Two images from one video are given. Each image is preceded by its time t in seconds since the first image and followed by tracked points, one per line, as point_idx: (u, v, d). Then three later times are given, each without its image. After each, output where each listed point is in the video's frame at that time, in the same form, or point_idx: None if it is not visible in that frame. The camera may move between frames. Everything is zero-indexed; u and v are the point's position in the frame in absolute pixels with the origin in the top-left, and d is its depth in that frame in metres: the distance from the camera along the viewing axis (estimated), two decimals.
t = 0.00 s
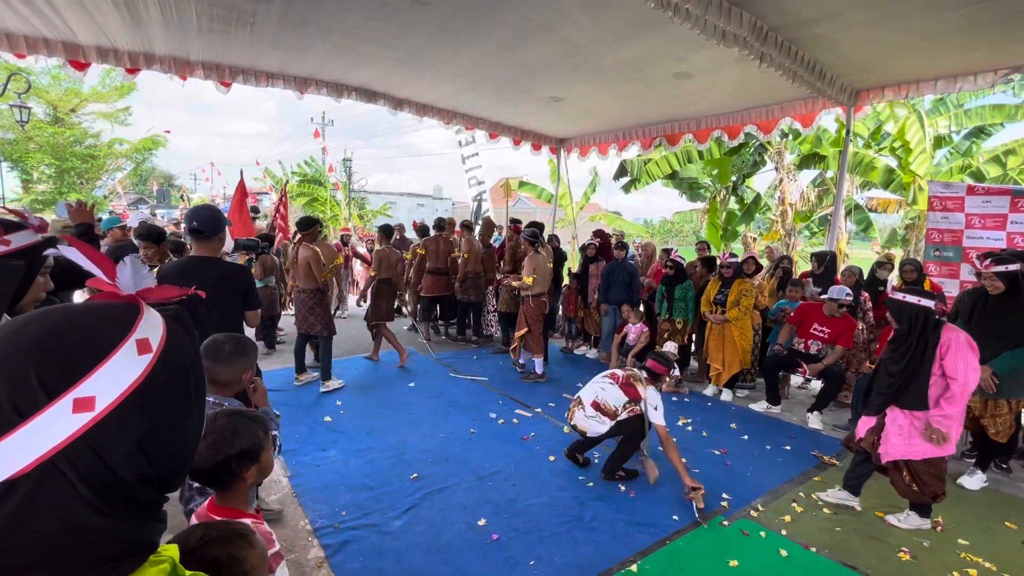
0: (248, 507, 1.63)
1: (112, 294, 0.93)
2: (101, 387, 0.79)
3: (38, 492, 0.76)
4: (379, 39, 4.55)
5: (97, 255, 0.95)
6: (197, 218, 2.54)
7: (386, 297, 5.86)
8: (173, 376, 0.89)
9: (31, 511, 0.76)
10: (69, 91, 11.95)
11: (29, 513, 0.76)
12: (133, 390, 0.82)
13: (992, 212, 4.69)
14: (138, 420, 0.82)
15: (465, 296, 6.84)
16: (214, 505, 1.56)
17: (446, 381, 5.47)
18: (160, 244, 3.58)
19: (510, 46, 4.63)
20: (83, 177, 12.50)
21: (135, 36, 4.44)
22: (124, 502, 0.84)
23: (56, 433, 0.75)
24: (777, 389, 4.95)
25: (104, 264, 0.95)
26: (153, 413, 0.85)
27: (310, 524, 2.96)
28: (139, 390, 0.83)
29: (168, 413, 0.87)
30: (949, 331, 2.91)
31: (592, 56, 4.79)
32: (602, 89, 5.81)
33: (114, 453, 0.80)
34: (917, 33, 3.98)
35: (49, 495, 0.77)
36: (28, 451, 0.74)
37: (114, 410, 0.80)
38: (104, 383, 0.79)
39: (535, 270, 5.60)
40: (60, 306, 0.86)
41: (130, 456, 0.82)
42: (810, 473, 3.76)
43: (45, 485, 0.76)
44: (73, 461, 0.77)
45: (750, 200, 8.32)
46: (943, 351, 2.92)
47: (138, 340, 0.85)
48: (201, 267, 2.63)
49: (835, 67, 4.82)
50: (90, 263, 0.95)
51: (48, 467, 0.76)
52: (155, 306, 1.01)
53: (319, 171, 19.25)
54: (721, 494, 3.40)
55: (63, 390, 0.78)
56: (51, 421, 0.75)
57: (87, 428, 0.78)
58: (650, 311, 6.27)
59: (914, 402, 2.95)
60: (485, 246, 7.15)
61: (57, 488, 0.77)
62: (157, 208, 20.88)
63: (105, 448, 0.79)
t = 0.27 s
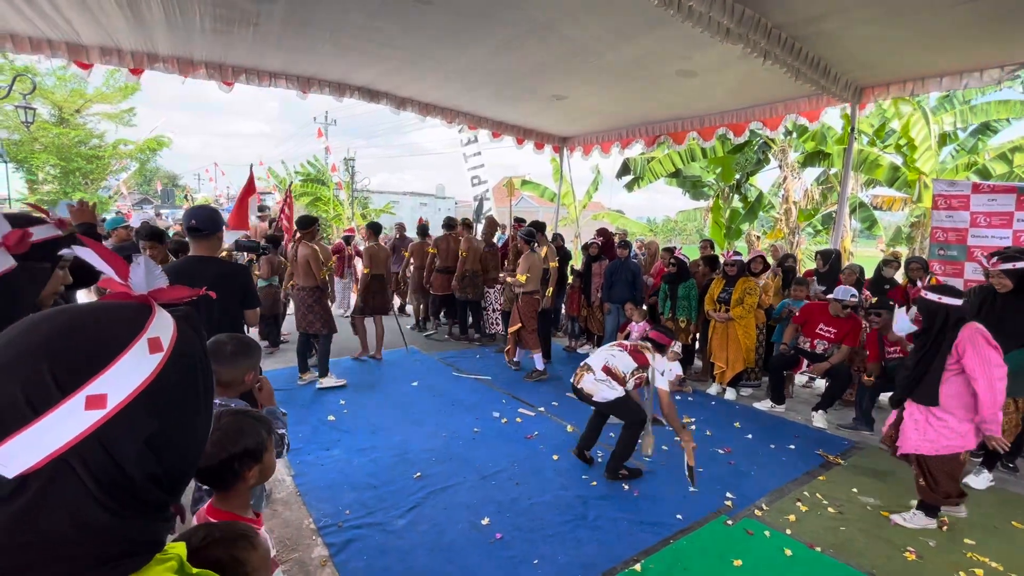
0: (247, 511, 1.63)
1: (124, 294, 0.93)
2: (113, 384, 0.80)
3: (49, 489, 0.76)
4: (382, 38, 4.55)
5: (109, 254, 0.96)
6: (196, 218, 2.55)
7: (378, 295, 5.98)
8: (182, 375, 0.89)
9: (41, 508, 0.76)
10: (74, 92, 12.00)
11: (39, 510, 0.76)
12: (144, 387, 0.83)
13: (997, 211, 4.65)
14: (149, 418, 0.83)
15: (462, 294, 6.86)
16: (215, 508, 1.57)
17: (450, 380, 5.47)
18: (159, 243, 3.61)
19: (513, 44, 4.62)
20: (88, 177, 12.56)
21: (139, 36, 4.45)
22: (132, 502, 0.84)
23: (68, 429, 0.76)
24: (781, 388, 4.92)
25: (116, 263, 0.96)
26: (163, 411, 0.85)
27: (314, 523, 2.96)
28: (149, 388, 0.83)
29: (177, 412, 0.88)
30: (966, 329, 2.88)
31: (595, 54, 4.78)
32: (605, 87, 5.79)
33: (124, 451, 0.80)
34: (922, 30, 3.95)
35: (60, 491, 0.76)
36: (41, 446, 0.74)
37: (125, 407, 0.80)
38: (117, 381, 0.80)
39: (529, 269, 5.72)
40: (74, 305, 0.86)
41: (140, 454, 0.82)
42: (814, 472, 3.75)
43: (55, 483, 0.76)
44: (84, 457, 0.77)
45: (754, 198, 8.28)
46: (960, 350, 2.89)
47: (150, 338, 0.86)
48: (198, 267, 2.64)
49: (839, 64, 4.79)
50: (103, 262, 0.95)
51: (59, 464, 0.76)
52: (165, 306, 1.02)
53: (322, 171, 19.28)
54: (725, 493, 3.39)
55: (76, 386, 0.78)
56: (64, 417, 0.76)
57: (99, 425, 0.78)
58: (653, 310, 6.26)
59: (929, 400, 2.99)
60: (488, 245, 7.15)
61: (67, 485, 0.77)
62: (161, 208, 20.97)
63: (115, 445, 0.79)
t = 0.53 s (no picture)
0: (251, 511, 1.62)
1: (125, 291, 0.94)
2: (120, 378, 0.80)
3: (59, 483, 0.76)
4: (385, 37, 4.55)
5: (111, 252, 0.96)
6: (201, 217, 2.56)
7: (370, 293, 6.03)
8: (188, 369, 0.90)
9: (53, 502, 0.76)
10: (79, 93, 12.06)
11: (52, 504, 0.76)
12: (152, 380, 0.83)
13: (1005, 208, 4.63)
14: (157, 411, 0.83)
15: (463, 293, 6.90)
16: (217, 507, 1.53)
17: (453, 379, 5.47)
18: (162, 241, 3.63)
19: (516, 43, 4.61)
20: (94, 177, 12.62)
21: (143, 37, 4.47)
22: (143, 495, 0.84)
23: (78, 423, 0.76)
24: (786, 387, 4.90)
25: (118, 259, 0.96)
26: (170, 403, 0.85)
27: (318, 521, 2.97)
28: (157, 381, 0.84)
29: (185, 405, 0.88)
30: (983, 330, 2.83)
31: (598, 53, 4.76)
32: (608, 85, 5.76)
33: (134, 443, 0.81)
34: (928, 26, 3.91)
35: (71, 485, 0.77)
36: (51, 440, 0.75)
37: (134, 400, 0.81)
38: (125, 374, 0.80)
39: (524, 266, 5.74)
40: (76, 302, 0.86)
41: (151, 446, 0.83)
42: (818, 471, 3.73)
43: (66, 475, 0.77)
44: (94, 450, 0.78)
45: (758, 196, 8.24)
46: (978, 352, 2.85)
47: (155, 332, 0.86)
48: (205, 265, 2.64)
49: (844, 61, 4.75)
50: (105, 258, 0.95)
51: (70, 458, 0.76)
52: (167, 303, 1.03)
53: (326, 170, 19.31)
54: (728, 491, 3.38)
55: (84, 380, 0.78)
56: (74, 410, 0.76)
57: (107, 418, 0.78)
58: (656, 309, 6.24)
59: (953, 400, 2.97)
60: (490, 243, 7.14)
61: (77, 479, 0.77)
62: (166, 208, 21.07)
63: (125, 438, 0.80)
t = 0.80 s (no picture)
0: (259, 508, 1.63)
1: (136, 287, 0.94)
2: (141, 371, 0.80)
3: (82, 477, 0.77)
4: (389, 37, 4.55)
5: (124, 248, 0.97)
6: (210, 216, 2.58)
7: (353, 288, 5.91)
8: (204, 363, 0.90)
9: (77, 496, 0.76)
10: (85, 94, 12.14)
11: (76, 498, 0.77)
12: (171, 374, 0.84)
13: (1012, 206, 4.57)
14: (176, 405, 0.84)
15: (467, 291, 6.90)
16: (225, 505, 1.54)
17: (457, 377, 5.48)
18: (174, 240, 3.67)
19: (519, 41, 4.60)
20: (101, 177, 12.70)
21: (148, 37, 4.49)
22: (162, 489, 0.85)
23: (100, 417, 0.76)
24: (792, 386, 4.88)
25: (131, 256, 0.97)
26: (189, 397, 0.86)
27: (324, 519, 2.98)
28: (176, 374, 0.84)
29: (202, 399, 0.89)
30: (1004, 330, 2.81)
31: (602, 50, 4.75)
32: (612, 83, 5.74)
33: (155, 436, 0.81)
34: (936, 22, 3.88)
35: (93, 479, 0.77)
36: (75, 434, 0.75)
37: (155, 393, 0.81)
38: (146, 368, 0.81)
39: (526, 264, 5.87)
40: (91, 298, 0.86)
41: (171, 439, 0.83)
42: (824, 470, 3.71)
43: (89, 469, 0.77)
44: (116, 444, 0.78)
45: (763, 194, 8.20)
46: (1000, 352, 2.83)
47: (171, 328, 0.87)
48: (213, 263, 2.65)
49: (850, 58, 4.72)
50: (118, 255, 0.96)
51: (92, 451, 0.76)
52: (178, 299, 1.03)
53: (330, 170, 19.35)
54: (734, 490, 3.37)
55: (105, 374, 0.79)
56: (97, 404, 0.76)
57: (130, 412, 0.79)
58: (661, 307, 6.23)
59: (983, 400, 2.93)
60: (494, 242, 7.14)
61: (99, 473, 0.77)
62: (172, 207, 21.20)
63: (148, 431, 0.80)
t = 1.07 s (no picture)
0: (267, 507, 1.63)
1: (156, 285, 0.93)
2: (170, 370, 0.81)
3: (113, 475, 0.77)
4: (395, 36, 4.56)
5: (145, 245, 0.96)
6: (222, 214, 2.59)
7: (355, 285, 5.87)
8: (228, 361, 0.91)
9: (108, 494, 0.77)
10: (93, 94, 12.23)
11: (106, 497, 0.77)
12: (198, 372, 0.84)
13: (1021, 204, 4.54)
14: (204, 402, 0.84)
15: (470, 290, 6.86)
16: (232, 503, 1.53)
17: (463, 377, 5.49)
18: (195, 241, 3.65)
19: (524, 40, 4.60)
20: (108, 178, 12.79)
21: (155, 37, 4.52)
22: (189, 486, 0.85)
23: (131, 415, 0.77)
24: (799, 386, 4.86)
25: (153, 254, 0.96)
26: (215, 395, 0.86)
27: (330, 517, 2.99)
28: (203, 372, 0.85)
29: (227, 397, 0.89)
30: None
31: (607, 49, 4.74)
32: (617, 82, 5.73)
33: (183, 434, 0.81)
34: (946, 18, 3.84)
35: (124, 477, 0.77)
36: (105, 434, 0.75)
37: (183, 391, 0.81)
38: (175, 366, 0.82)
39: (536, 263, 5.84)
40: (116, 296, 0.86)
41: (198, 437, 0.83)
42: (832, 470, 3.69)
43: (120, 467, 0.77)
44: (146, 442, 0.78)
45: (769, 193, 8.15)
46: None
47: (197, 326, 0.87)
48: (225, 262, 2.66)
49: (858, 55, 4.68)
50: (141, 253, 0.96)
51: (123, 450, 0.77)
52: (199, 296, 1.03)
53: (335, 169, 19.40)
54: (741, 490, 3.36)
55: (135, 373, 0.79)
56: (129, 402, 0.76)
57: (159, 410, 0.79)
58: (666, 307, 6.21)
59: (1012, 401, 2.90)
60: (499, 241, 7.13)
61: (129, 472, 0.78)
62: (179, 207, 21.34)
63: (177, 429, 0.81)
